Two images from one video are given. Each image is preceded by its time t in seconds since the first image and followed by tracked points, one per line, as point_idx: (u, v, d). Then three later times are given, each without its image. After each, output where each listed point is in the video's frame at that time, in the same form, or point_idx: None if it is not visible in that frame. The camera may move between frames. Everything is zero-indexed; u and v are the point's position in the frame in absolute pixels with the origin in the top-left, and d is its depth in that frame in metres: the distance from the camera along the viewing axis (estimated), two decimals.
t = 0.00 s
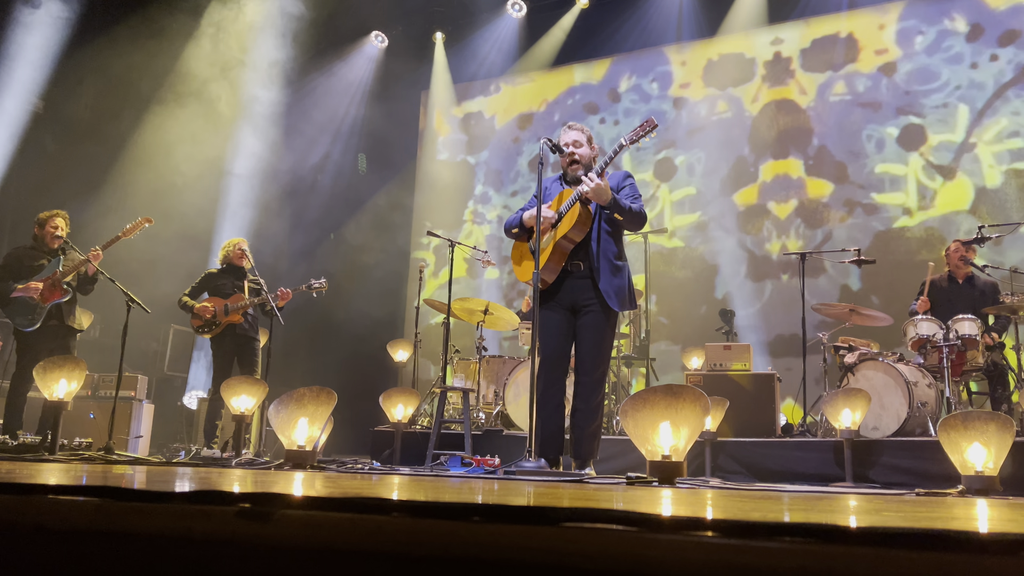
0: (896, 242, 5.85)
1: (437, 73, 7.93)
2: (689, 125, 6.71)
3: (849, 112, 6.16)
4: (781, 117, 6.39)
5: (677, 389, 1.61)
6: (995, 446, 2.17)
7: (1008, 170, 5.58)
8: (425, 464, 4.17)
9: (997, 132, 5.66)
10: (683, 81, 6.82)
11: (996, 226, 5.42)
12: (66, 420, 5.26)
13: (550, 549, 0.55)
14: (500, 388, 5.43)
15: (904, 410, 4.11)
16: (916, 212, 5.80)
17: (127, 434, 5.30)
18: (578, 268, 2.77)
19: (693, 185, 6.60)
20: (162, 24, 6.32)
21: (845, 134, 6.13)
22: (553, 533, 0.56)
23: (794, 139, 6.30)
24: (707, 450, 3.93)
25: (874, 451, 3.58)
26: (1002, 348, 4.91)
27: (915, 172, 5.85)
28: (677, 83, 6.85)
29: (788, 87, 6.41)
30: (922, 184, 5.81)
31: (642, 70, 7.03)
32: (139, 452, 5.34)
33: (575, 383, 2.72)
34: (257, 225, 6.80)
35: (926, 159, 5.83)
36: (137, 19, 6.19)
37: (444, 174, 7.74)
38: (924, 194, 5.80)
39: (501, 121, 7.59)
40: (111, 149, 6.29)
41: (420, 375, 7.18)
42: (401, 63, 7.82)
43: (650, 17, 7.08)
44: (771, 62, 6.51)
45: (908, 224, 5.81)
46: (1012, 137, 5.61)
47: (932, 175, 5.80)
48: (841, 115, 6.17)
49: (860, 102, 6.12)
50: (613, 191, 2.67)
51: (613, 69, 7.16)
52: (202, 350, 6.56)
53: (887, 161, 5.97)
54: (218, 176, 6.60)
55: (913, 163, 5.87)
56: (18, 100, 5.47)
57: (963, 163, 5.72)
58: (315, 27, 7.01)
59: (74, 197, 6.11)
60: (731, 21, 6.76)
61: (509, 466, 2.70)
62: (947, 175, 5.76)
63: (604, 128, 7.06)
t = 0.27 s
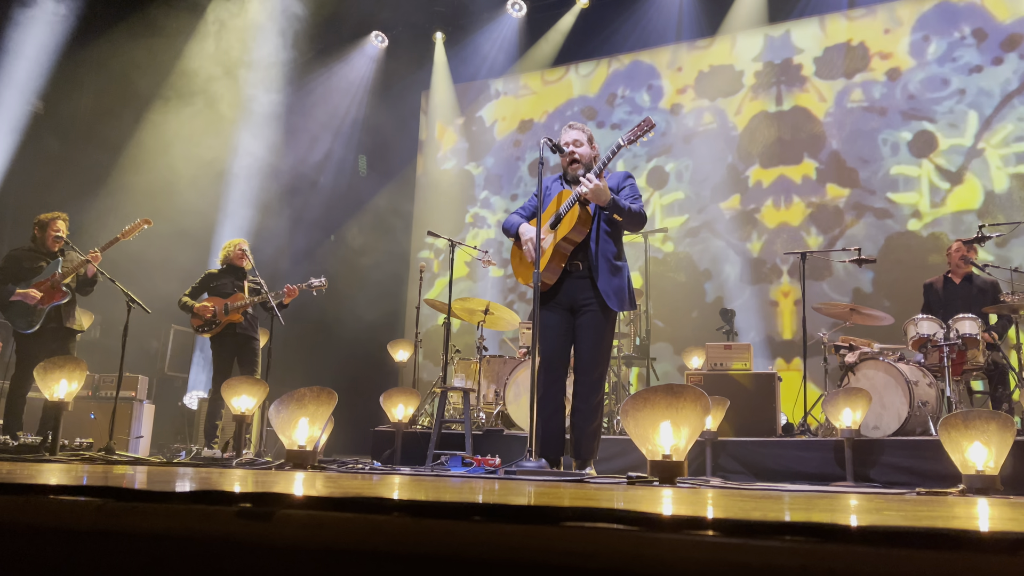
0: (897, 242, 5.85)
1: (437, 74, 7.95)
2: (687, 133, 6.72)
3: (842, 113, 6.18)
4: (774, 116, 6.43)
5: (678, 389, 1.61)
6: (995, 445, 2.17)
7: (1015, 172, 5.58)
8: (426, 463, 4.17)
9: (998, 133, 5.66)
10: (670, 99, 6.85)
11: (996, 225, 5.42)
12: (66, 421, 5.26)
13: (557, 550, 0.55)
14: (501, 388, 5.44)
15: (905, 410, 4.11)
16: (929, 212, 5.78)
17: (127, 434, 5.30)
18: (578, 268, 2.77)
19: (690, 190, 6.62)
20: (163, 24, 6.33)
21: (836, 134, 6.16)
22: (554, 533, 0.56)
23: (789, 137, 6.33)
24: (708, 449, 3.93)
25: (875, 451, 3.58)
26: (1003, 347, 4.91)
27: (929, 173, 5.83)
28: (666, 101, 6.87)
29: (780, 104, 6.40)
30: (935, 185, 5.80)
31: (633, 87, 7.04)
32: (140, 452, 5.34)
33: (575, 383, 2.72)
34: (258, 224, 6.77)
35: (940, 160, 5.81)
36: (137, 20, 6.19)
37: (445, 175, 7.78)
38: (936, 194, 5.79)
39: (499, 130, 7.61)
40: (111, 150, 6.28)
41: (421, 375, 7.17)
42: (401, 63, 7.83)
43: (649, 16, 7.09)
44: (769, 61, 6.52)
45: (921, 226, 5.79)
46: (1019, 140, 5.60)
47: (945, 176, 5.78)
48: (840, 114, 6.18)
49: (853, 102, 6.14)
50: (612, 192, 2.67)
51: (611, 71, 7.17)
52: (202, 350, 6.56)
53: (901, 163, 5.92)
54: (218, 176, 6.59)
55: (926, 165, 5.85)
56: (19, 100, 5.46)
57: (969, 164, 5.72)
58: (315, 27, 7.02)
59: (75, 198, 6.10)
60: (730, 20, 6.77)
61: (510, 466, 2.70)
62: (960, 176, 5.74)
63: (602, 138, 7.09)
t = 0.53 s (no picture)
0: (897, 242, 5.85)
1: (438, 73, 7.89)
2: (687, 135, 6.72)
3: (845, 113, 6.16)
4: (773, 118, 6.42)
5: (679, 389, 1.61)
6: (996, 446, 2.17)
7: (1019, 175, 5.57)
8: (426, 463, 4.17)
9: (998, 133, 5.67)
10: (665, 108, 6.85)
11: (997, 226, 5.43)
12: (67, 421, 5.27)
13: (551, 550, 0.55)
14: (501, 388, 5.44)
15: (906, 410, 4.10)
16: (939, 212, 5.75)
17: (128, 434, 5.30)
18: (576, 268, 2.77)
19: (693, 191, 6.60)
20: (163, 25, 6.31)
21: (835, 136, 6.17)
22: (556, 533, 0.56)
23: (788, 138, 6.34)
24: (709, 450, 3.93)
25: (877, 451, 3.57)
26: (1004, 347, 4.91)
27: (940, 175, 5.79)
28: (661, 108, 6.86)
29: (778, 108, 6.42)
30: (945, 186, 5.76)
31: (627, 98, 7.03)
32: (141, 452, 5.34)
33: (574, 383, 2.72)
34: (259, 222, 6.81)
35: (948, 162, 5.78)
36: (138, 20, 6.17)
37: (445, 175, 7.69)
38: (945, 196, 5.76)
39: (498, 132, 7.57)
40: (111, 150, 6.29)
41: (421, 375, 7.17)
42: (401, 64, 7.83)
43: (650, 17, 7.09)
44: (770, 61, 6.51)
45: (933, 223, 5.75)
46: None
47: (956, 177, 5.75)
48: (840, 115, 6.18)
49: (849, 106, 6.15)
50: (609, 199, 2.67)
51: (613, 72, 7.15)
52: (203, 350, 6.57)
53: (913, 165, 5.88)
54: (218, 176, 6.60)
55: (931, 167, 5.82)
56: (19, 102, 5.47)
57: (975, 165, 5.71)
58: (316, 28, 7.02)
59: (74, 198, 6.14)
60: (731, 21, 6.76)
61: (510, 466, 2.70)
62: (966, 177, 5.73)
63: (603, 139, 7.06)
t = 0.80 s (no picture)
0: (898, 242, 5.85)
1: (438, 72, 7.85)
2: (688, 137, 6.70)
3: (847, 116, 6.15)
4: (774, 120, 6.42)
5: (680, 390, 1.61)
6: (997, 446, 2.17)
7: None
8: (427, 464, 4.17)
9: (998, 133, 5.67)
10: (663, 112, 6.83)
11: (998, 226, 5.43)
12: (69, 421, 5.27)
13: (547, 553, 0.56)
14: (502, 388, 5.45)
15: (907, 410, 4.10)
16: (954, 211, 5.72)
17: (129, 435, 5.30)
18: (573, 269, 2.77)
19: (693, 192, 6.58)
20: (164, 26, 6.33)
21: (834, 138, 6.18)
22: (557, 536, 0.56)
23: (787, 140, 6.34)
24: (710, 450, 3.93)
25: (878, 451, 3.58)
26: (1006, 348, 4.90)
27: (953, 176, 5.75)
28: (661, 111, 6.85)
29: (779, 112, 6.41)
30: (957, 188, 5.73)
31: (624, 105, 7.00)
32: (142, 453, 5.35)
33: (574, 383, 2.72)
34: (262, 218, 6.89)
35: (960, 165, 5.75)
36: (139, 21, 6.18)
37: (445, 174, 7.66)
38: (959, 201, 5.72)
39: (499, 130, 7.55)
40: (112, 152, 6.25)
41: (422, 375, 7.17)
42: (402, 65, 7.84)
43: (650, 18, 7.09)
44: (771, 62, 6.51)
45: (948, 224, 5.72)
46: None
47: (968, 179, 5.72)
48: (840, 115, 6.18)
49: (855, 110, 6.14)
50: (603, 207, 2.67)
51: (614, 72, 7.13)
52: (204, 351, 6.56)
53: (927, 169, 5.84)
54: (220, 176, 6.62)
55: (933, 169, 5.81)
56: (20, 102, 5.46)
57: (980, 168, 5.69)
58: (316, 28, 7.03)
59: (75, 200, 6.06)
60: (732, 21, 6.76)
61: (511, 467, 2.71)
62: (976, 179, 5.70)
63: (605, 139, 7.02)
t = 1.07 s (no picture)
0: (900, 243, 5.85)
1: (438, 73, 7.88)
2: (688, 137, 6.72)
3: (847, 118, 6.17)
4: (775, 122, 6.42)
5: (680, 390, 1.61)
6: (998, 447, 2.17)
7: None
8: (428, 465, 4.17)
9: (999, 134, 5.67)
10: (665, 113, 6.85)
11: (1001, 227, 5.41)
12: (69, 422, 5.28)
13: (550, 552, 0.56)
14: (503, 389, 5.45)
15: (909, 411, 4.10)
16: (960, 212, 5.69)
17: (130, 435, 5.30)
18: (569, 269, 2.78)
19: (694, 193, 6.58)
20: (165, 27, 6.32)
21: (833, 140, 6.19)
22: (559, 536, 0.56)
23: (787, 142, 6.34)
24: (710, 451, 3.92)
25: (879, 452, 3.58)
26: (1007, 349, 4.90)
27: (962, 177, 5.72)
28: (664, 110, 6.85)
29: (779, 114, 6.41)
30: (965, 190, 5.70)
31: (625, 107, 7.03)
32: (143, 453, 5.35)
33: (574, 384, 2.72)
34: (262, 218, 6.91)
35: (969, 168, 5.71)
36: (140, 22, 6.16)
37: (444, 173, 7.69)
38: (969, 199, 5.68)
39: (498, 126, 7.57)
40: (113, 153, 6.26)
41: (422, 376, 7.17)
42: (403, 66, 7.85)
43: (651, 18, 7.08)
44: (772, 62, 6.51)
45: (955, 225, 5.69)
46: None
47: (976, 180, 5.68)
48: (841, 116, 6.19)
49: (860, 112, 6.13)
50: (604, 210, 2.68)
51: (614, 74, 7.14)
52: (205, 351, 6.56)
53: (939, 170, 5.80)
54: (219, 178, 6.62)
55: (935, 169, 5.81)
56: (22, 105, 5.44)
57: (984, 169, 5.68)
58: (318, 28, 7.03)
59: (76, 201, 6.07)
60: (733, 21, 6.76)
61: (512, 468, 2.71)
62: (985, 181, 5.66)
63: (607, 140, 7.02)
